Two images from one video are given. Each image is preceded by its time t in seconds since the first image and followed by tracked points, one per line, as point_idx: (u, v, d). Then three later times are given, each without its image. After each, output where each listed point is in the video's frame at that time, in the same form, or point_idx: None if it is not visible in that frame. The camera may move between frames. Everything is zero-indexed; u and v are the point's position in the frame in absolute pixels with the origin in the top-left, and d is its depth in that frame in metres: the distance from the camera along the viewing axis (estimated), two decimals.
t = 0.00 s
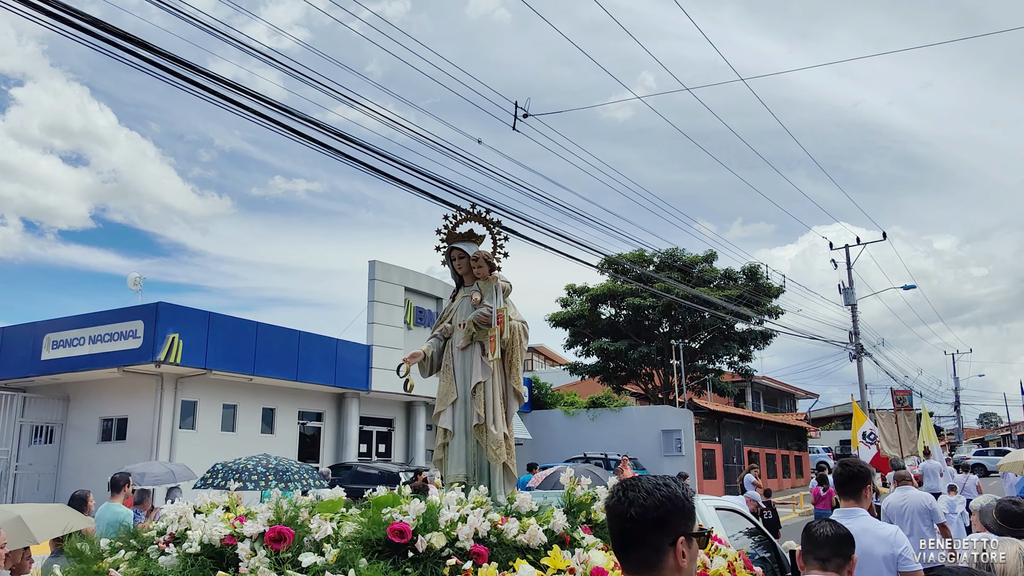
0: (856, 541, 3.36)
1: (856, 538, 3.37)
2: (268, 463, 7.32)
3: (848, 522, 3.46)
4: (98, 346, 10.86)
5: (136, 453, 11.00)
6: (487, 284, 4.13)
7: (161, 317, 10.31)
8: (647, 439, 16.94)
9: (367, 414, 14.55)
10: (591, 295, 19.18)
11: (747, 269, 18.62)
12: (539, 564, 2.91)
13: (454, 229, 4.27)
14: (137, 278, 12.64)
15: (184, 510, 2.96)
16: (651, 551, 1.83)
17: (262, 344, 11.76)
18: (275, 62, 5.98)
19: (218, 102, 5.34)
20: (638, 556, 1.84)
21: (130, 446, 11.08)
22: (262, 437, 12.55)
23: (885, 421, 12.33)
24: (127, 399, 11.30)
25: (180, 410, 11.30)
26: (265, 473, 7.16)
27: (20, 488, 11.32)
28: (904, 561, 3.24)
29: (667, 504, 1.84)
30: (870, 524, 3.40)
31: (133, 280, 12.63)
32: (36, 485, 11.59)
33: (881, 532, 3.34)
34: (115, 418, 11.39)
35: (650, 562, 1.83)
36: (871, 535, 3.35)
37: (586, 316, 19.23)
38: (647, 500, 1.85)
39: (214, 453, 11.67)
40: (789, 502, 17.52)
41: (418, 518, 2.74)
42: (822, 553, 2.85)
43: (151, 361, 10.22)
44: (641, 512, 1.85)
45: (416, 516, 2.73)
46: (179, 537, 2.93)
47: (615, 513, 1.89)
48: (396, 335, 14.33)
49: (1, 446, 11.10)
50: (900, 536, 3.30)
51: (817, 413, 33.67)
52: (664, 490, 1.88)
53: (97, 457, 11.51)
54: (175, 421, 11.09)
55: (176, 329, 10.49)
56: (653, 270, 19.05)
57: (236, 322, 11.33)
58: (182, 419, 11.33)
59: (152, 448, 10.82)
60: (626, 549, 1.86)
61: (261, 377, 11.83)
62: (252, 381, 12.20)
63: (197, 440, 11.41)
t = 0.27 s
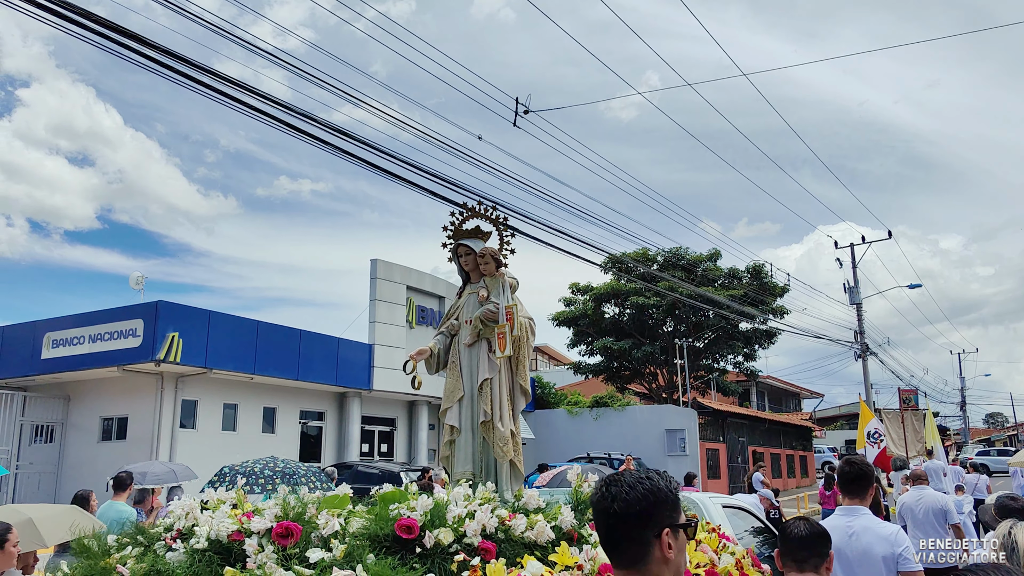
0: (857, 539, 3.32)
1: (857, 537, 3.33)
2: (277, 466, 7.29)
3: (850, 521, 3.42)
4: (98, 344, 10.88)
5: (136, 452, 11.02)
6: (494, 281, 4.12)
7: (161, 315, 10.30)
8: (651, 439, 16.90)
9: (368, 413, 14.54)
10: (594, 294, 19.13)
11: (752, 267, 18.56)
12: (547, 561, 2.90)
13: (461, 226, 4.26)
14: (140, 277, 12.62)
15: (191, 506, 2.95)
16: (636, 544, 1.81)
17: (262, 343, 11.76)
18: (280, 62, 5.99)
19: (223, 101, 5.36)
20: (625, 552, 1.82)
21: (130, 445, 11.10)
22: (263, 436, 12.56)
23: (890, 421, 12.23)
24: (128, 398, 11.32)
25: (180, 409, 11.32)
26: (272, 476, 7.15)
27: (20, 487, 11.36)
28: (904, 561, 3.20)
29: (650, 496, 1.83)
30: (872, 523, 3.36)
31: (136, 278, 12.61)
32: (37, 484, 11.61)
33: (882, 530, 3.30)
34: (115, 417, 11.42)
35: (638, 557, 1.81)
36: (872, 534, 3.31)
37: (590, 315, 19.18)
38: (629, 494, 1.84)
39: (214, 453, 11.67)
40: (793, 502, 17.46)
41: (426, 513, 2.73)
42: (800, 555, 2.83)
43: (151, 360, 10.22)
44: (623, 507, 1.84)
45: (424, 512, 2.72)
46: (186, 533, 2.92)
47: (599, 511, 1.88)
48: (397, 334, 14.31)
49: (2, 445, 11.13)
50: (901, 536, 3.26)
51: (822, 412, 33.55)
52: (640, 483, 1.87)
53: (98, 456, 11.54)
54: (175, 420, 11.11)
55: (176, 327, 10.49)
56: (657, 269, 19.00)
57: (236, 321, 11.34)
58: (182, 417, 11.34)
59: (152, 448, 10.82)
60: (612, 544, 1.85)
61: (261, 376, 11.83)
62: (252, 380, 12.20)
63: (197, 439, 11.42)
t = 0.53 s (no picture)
0: (858, 543, 3.30)
1: (858, 541, 3.31)
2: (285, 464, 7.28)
3: (852, 525, 3.39)
4: (95, 344, 10.90)
5: (134, 451, 11.04)
6: (494, 282, 4.10)
7: (158, 315, 10.30)
8: (653, 440, 16.87)
9: (367, 413, 14.54)
10: (596, 294, 19.09)
11: (755, 267, 18.53)
12: (546, 564, 2.88)
13: (461, 227, 4.26)
14: (140, 277, 12.53)
15: (189, 509, 2.95)
16: (612, 544, 1.79)
17: (260, 343, 11.76)
18: (282, 62, 5.99)
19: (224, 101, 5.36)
20: (598, 550, 1.80)
21: (128, 445, 11.11)
22: (261, 437, 12.57)
23: (893, 421, 12.16)
24: (126, 398, 11.32)
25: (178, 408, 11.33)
26: (278, 472, 7.17)
27: (19, 488, 11.38)
28: (905, 567, 3.17)
29: (628, 496, 1.81)
30: (873, 528, 3.33)
31: (137, 278, 12.52)
32: (34, 485, 11.63)
33: (884, 536, 3.27)
34: (113, 417, 11.43)
35: (613, 556, 1.79)
36: (873, 539, 3.28)
37: (591, 315, 19.13)
38: (606, 494, 1.82)
39: (213, 453, 11.68)
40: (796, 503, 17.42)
41: (424, 516, 2.72)
42: (780, 546, 2.82)
43: (147, 360, 10.21)
44: (600, 506, 1.82)
45: (421, 515, 2.71)
46: (184, 536, 2.92)
47: (572, 509, 1.86)
48: (397, 334, 14.29)
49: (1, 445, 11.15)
50: (902, 542, 3.22)
51: (825, 412, 33.46)
52: (605, 480, 1.85)
53: (96, 456, 11.56)
54: (173, 419, 11.12)
55: (173, 327, 10.48)
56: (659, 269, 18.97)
57: (234, 321, 11.34)
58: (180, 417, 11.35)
59: (150, 448, 10.83)
60: (586, 543, 1.82)
61: (259, 376, 11.82)
62: (251, 380, 12.20)
63: (195, 439, 11.43)
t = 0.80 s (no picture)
0: (876, 544, 3.28)
1: (875, 542, 3.29)
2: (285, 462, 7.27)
3: (868, 524, 3.37)
4: (91, 343, 10.91)
5: (131, 451, 11.05)
6: (495, 281, 4.10)
7: (154, 315, 10.31)
8: (654, 440, 16.85)
9: (367, 413, 14.54)
10: (597, 294, 19.05)
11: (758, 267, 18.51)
12: (546, 563, 2.88)
13: (462, 226, 4.25)
14: (140, 277, 12.51)
15: (189, 507, 2.94)
16: (608, 546, 1.77)
17: (258, 343, 11.77)
18: (286, 63, 6.01)
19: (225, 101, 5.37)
20: (590, 552, 1.77)
21: (125, 445, 11.13)
22: (260, 437, 12.57)
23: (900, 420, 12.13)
24: (122, 398, 11.33)
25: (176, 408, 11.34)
26: (281, 472, 7.17)
27: (16, 488, 11.41)
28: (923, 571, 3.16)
29: (626, 495, 1.78)
30: (890, 529, 3.32)
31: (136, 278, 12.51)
32: (32, 484, 11.66)
33: (902, 538, 3.26)
34: (110, 417, 11.45)
35: (607, 558, 1.77)
36: (891, 540, 3.27)
37: (593, 315, 19.09)
38: (602, 494, 1.79)
39: (211, 453, 11.69)
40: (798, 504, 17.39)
41: (424, 514, 2.71)
42: (779, 548, 2.79)
43: (143, 360, 10.22)
44: (597, 505, 1.79)
45: (421, 513, 2.70)
46: (184, 534, 2.92)
47: (568, 509, 1.83)
48: (396, 334, 14.29)
49: None
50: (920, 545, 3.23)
51: (829, 412, 33.35)
52: (595, 482, 1.82)
53: (93, 456, 11.59)
54: (170, 419, 11.12)
55: (169, 327, 10.49)
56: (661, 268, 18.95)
57: (232, 320, 11.34)
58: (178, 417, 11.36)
59: (146, 447, 10.84)
60: (581, 542, 1.79)
61: (257, 375, 11.83)
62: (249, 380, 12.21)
63: (192, 439, 11.43)
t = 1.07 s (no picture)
0: (888, 539, 3.28)
1: (888, 537, 3.29)
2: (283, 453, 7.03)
3: (879, 519, 3.37)
4: (87, 342, 10.93)
5: (128, 451, 11.07)
6: (499, 277, 4.09)
7: (150, 313, 10.32)
8: (655, 440, 16.84)
9: (366, 413, 14.55)
10: (598, 293, 19.00)
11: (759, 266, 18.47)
12: (549, 557, 2.87)
13: (465, 222, 4.24)
14: (138, 276, 12.51)
15: (193, 502, 2.94)
16: (630, 545, 1.76)
17: (256, 342, 11.77)
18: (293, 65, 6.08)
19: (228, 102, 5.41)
20: (609, 548, 1.77)
21: (122, 444, 11.15)
22: (259, 437, 12.59)
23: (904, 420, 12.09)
24: (120, 397, 11.35)
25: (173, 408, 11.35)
26: (282, 472, 7.17)
27: (13, 487, 11.45)
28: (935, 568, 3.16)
29: (650, 496, 1.78)
30: (902, 524, 3.33)
31: (134, 277, 12.51)
32: (29, 484, 11.70)
33: (914, 533, 3.28)
34: (107, 416, 11.46)
35: (628, 556, 1.76)
36: (903, 535, 3.28)
37: (594, 315, 19.05)
38: (627, 491, 1.79)
39: (209, 452, 11.71)
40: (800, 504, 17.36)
41: (428, 508, 2.71)
42: (803, 548, 2.79)
43: (140, 358, 10.22)
44: (622, 504, 1.79)
45: (426, 507, 2.71)
46: (189, 529, 2.92)
47: (590, 505, 1.82)
48: (395, 333, 14.29)
49: None
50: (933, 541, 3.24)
51: (830, 412, 33.28)
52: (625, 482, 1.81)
53: (91, 455, 11.61)
54: (168, 419, 11.14)
55: (166, 325, 10.50)
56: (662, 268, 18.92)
57: (229, 319, 11.35)
58: (176, 416, 11.37)
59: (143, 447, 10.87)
60: (600, 539, 1.79)
61: (256, 375, 11.84)
62: (247, 379, 12.22)
63: (190, 439, 11.45)
